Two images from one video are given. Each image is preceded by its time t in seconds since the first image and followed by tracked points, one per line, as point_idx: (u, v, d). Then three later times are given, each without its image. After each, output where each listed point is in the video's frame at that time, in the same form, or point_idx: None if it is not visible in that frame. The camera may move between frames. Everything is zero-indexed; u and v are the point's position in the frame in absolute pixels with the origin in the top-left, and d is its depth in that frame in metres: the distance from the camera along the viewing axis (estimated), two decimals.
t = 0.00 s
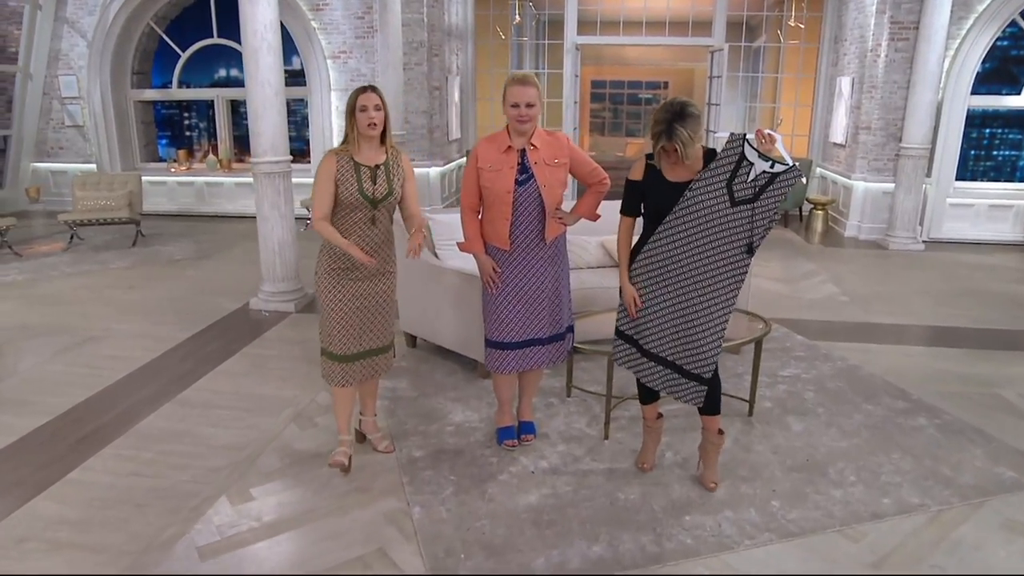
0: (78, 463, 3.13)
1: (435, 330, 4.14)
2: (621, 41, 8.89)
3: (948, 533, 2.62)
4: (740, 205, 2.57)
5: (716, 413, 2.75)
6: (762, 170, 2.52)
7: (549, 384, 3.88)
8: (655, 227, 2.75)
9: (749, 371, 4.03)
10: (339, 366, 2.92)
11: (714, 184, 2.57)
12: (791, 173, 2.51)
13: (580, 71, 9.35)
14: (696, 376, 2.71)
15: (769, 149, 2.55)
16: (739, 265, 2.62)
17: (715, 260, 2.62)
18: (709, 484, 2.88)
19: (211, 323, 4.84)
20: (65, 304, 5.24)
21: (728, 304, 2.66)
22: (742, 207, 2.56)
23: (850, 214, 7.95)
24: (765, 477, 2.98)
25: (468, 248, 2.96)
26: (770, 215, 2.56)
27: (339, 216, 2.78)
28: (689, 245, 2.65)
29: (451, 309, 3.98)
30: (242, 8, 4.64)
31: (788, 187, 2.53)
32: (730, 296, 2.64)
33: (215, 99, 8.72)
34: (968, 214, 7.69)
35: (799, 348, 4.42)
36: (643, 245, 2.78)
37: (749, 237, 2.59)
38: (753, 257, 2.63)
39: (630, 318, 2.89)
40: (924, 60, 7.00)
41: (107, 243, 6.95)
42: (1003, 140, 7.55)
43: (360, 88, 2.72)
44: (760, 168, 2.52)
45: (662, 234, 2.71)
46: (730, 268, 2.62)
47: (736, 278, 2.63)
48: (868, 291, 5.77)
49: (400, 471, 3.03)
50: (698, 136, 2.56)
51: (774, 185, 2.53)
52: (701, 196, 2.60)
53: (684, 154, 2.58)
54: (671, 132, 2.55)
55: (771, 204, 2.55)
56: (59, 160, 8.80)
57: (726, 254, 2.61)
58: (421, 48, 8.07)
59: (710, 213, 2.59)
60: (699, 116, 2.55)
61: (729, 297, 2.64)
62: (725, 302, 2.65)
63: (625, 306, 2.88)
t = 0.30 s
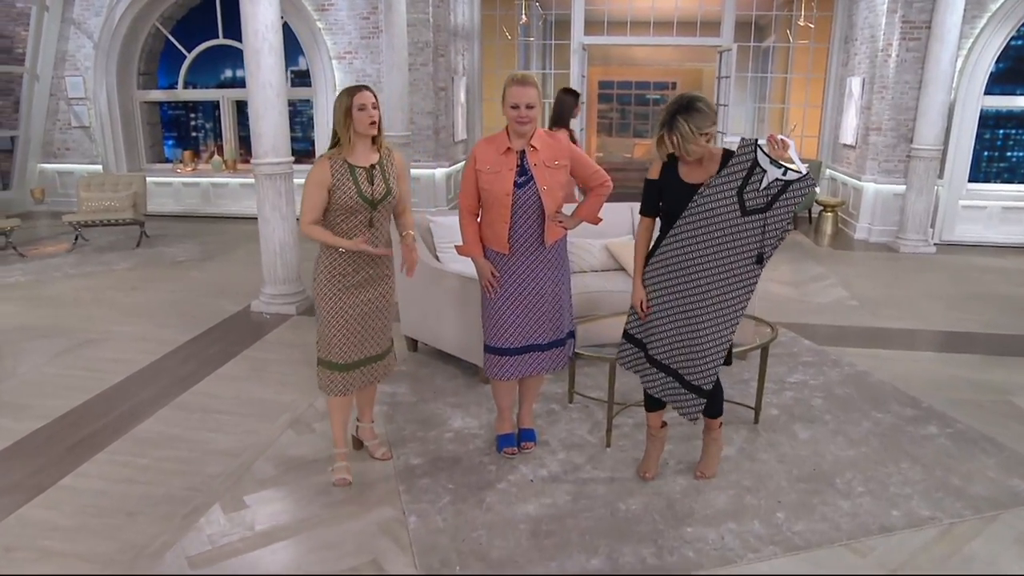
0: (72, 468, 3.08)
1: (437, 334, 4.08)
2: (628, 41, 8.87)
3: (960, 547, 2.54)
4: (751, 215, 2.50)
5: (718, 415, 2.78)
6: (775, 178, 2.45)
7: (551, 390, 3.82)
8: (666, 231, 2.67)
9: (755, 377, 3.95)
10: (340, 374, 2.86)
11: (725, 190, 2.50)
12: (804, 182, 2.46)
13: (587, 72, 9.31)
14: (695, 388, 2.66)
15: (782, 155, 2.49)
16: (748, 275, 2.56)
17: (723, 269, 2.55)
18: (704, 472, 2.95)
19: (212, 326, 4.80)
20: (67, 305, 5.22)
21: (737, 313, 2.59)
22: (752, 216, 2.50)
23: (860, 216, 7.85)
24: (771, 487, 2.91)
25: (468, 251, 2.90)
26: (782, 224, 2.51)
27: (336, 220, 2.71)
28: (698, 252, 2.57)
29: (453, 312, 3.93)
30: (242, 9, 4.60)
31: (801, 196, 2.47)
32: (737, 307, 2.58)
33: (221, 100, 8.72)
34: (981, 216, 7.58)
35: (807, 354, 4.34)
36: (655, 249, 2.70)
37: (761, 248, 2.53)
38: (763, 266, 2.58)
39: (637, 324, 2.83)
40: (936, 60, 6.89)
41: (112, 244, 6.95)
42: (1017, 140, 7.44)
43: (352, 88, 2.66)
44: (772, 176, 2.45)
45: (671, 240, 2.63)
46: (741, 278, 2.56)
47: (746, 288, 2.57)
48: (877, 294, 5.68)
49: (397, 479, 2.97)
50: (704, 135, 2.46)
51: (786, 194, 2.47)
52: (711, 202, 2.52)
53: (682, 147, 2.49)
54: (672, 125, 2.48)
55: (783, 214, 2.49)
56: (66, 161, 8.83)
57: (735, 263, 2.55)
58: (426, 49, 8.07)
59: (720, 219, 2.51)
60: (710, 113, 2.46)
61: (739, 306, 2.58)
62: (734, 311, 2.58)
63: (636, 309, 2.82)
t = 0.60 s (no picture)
0: (69, 473, 3.05)
1: (441, 339, 4.03)
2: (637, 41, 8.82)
3: (976, 563, 2.46)
4: (762, 228, 2.40)
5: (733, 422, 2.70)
6: (786, 190, 2.35)
7: (556, 397, 3.76)
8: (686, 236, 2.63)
9: (764, 384, 3.88)
10: (353, 385, 2.74)
11: (736, 199, 2.41)
12: (819, 196, 2.34)
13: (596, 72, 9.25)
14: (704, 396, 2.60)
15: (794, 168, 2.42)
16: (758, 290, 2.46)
17: (732, 282, 2.48)
18: (710, 482, 2.89)
19: (215, 328, 4.77)
20: (72, 307, 5.20)
21: (747, 329, 2.52)
22: (763, 229, 2.40)
23: (873, 218, 7.74)
24: (779, 499, 2.84)
25: (469, 255, 2.83)
26: (795, 240, 2.39)
27: (343, 226, 2.58)
28: (706, 261, 2.51)
29: (457, 316, 3.88)
30: (247, 9, 4.57)
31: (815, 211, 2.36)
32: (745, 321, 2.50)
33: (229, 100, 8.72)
34: (996, 219, 7.45)
35: (817, 360, 4.25)
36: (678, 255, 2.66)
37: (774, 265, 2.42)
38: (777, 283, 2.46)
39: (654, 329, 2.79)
40: (951, 60, 6.78)
41: (119, 244, 6.94)
42: None
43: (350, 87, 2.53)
44: (784, 187, 2.35)
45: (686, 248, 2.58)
46: (749, 294, 2.47)
47: (756, 305, 2.48)
48: (890, 299, 5.59)
49: (397, 487, 2.92)
50: (719, 129, 2.38)
51: (800, 208, 2.35)
52: (722, 210, 2.45)
53: (697, 136, 2.44)
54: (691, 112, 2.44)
55: (796, 229, 2.38)
56: (75, 161, 8.86)
57: (744, 276, 2.46)
58: (434, 49, 8.04)
59: (729, 230, 2.44)
60: (733, 111, 2.36)
61: (750, 322, 2.50)
62: (745, 326, 2.51)
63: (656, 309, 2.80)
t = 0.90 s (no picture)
0: (71, 477, 3.03)
1: (449, 343, 3.99)
2: (649, 41, 8.76)
3: None
4: (769, 233, 2.31)
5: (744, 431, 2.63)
6: (792, 192, 2.26)
7: (564, 403, 3.70)
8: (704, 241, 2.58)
9: (777, 392, 3.80)
10: (375, 395, 2.63)
11: (742, 205, 2.36)
12: (826, 196, 2.27)
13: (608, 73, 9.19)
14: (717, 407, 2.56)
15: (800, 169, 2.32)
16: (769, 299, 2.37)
17: (742, 289, 2.40)
18: (722, 494, 2.82)
19: (222, 331, 4.74)
20: (80, 309, 5.20)
21: (759, 340, 2.41)
22: (771, 235, 2.31)
23: (888, 221, 7.63)
24: (792, 511, 2.77)
25: (475, 259, 2.79)
26: (805, 242, 2.31)
27: (357, 232, 2.47)
28: (718, 269, 2.46)
29: (465, 321, 3.83)
30: (255, 10, 4.55)
31: (823, 213, 2.28)
32: (756, 331, 2.40)
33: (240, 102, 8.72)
34: (1015, 222, 7.32)
35: (831, 367, 4.17)
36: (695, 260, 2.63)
37: (783, 272, 2.33)
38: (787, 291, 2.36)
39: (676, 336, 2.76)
40: (969, 61, 6.66)
41: (129, 245, 6.96)
42: None
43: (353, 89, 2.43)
44: (789, 190, 2.26)
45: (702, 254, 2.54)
46: (758, 300, 2.38)
47: (767, 312, 2.38)
48: (906, 304, 5.49)
49: (401, 495, 2.87)
50: (740, 126, 2.34)
51: (807, 211, 2.27)
52: (731, 216, 2.40)
53: (717, 134, 2.40)
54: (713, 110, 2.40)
55: (805, 232, 2.30)
56: (87, 162, 8.92)
57: (755, 285, 2.37)
58: (445, 50, 8.01)
59: (738, 235, 2.38)
60: (760, 109, 2.33)
61: (761, 331, 2.40)
62: (756, 335, 2.41)
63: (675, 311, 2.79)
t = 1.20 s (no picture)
0: (77, 481, 3.01)
1: (459, 347, 3.95)
2: (663, 41, 8.67)
3: None
4: (777, 237, 2.27)
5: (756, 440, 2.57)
6: (800, 194, 2.22)
7: (575, 409, 3.65)
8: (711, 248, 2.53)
9: (792, 399, 3.73)
10: (381, 408, 2.59)
11: (749, 210, 2.31)
12: (834, 197, 2.22)
13: (621, 73, 9.12)
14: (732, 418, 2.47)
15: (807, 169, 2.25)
16: (781, 304, 2.32)
17: (752, 296, 2.34)
18: (735, 504, 2.75)
19: (231, 333, 4.72)
20: (90, 309, 5.21)
21: (772, 346, 2.36)
22: (781, 238, 2.26)
23: (905, 224, 7.52)
24: (808, 523, 2.70)
25: (484, 264, 2.74)
26: (814, 244, 2.26)
27: (365, 238, 2.42)
28: (727, 275, 2.40)
29: (475, 325, 3.79)
30: (265, 11, 4.52)
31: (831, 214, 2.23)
32: (770, 337, 2.35)
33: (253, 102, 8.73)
34: None
35: (847, 373, 4.09)
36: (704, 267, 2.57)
37: (794, 276, 2.28)
38: (797, 294, 2.32)
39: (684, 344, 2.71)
40: (990, 61, 6.53)
41: (141, 245, 6.97)
42: None
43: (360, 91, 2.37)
44: (796, 192, 2.22)
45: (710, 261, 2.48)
46: (770, 305, 2.32)
47: (780, 316, 2.33)
48: (925, 308, 5.38)
49: (408, 503, 2.83)
50: (755, 123, 2.28)
51: (816, 212, 2.23)
52: (738, 222, 2.35)
53: (732, 131, 2.34)
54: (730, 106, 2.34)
55: (814, 233, 2.25)
56: (102, 162, 8.97)
57: (765, 290, 2.32)
58: (457, 50, 7.99)
59: (746, 241, 2.32)
60: (777, 108, 2.27)
61: (775, 336, 2.34)
62: (770, 340, 2.35)
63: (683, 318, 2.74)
